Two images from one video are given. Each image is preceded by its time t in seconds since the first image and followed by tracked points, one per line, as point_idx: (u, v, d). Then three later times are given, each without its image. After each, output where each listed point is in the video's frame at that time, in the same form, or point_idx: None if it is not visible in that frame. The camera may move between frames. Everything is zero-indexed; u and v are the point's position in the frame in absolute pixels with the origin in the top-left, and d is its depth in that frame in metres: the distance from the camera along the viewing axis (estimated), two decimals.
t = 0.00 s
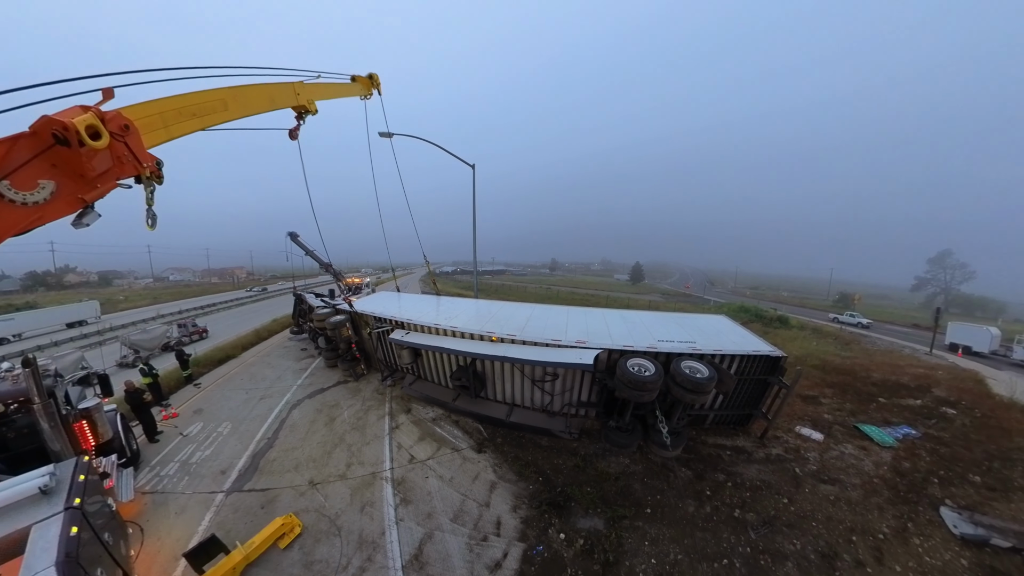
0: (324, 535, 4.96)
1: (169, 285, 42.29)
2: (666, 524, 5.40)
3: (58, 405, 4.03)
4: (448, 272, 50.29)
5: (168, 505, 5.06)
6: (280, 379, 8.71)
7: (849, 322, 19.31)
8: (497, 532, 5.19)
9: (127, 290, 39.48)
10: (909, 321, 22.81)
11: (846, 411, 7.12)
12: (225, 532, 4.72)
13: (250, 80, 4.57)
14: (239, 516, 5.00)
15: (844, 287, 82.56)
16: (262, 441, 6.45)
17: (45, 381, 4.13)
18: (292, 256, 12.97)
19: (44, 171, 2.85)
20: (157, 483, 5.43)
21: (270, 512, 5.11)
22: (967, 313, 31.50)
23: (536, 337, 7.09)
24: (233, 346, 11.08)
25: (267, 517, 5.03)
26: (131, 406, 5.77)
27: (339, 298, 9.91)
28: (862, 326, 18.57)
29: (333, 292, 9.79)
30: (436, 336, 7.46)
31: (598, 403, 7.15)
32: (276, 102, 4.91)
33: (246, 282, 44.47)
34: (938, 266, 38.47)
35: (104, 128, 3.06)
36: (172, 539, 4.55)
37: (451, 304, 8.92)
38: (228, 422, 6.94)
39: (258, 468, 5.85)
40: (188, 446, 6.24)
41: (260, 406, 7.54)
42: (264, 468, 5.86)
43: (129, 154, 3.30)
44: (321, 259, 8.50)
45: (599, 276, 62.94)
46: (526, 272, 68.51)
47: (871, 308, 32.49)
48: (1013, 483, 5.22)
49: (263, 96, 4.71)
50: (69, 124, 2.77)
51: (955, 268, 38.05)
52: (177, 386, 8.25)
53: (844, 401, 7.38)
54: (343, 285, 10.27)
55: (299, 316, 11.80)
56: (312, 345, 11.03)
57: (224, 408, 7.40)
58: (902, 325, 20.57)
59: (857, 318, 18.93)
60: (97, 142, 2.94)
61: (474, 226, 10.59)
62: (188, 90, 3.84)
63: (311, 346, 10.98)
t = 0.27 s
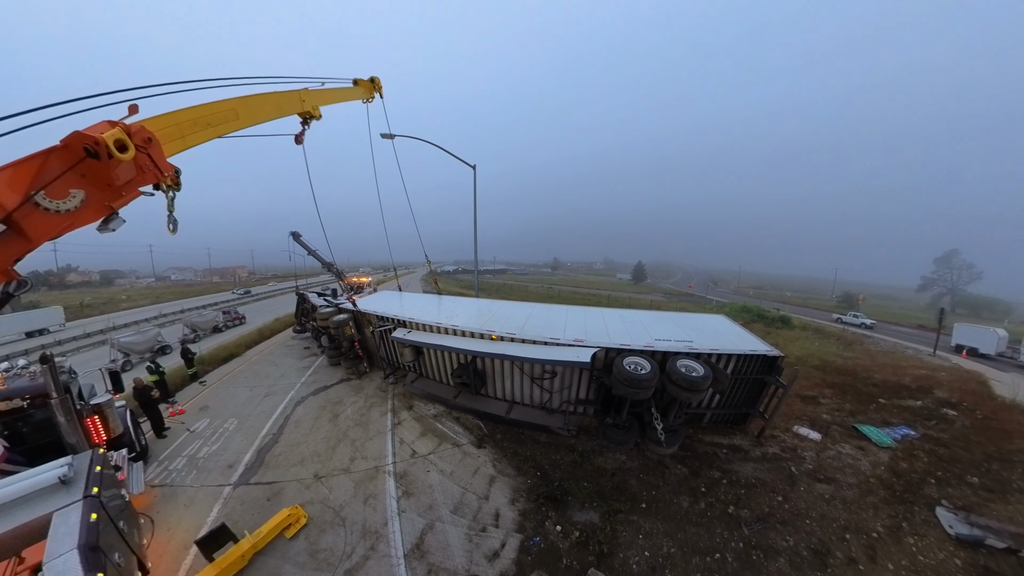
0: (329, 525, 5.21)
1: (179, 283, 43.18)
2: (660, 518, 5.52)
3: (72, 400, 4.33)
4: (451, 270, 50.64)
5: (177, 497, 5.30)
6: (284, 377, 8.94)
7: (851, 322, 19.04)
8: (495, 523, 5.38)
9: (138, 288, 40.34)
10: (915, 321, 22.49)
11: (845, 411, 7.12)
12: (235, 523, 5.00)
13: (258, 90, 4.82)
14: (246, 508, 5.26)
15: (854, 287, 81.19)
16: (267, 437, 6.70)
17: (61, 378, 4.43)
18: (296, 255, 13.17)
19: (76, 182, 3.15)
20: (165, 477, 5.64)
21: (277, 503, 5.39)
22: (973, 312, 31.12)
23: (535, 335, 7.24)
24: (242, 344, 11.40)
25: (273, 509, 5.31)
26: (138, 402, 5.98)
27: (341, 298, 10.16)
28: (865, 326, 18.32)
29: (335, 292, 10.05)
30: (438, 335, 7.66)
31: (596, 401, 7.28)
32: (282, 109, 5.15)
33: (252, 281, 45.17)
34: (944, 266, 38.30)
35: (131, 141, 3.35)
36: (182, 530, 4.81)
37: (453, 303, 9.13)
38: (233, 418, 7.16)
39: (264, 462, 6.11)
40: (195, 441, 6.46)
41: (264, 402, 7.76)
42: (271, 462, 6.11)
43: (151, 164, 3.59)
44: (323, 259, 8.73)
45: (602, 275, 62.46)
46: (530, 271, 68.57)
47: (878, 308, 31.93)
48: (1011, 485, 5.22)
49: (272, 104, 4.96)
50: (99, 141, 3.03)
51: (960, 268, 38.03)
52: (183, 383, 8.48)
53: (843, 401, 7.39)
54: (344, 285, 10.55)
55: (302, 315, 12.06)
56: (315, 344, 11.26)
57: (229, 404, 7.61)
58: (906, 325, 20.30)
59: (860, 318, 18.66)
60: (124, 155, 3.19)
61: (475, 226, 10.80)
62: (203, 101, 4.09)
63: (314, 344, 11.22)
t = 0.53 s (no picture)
0: (330, 517, 5.39)
1: (188, 281, 44.02)
2: (654, 514, 5.57)
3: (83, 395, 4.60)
4: (455, 269, 50.86)
5: (184, 490, 5.52)
6: (287, 375, 9.16)
7: (856, 323, 18.68)
8: (492, 516, 5.50)
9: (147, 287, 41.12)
10: (922, 322, 22.07)
11: (845, 412, 7.08)
12: (240, 514, 5.21)
13: (263, 97, 4.98)
14: (251, 500, 5.47)
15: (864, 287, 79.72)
16: (271, 432, 6.91)
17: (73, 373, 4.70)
18: (296, 254, 13.32)
19: (98, 190, 3.45)
20: (173, 470, 5.87)
21: (280, 496, 5.58)
22: (979, 313, 30.55)
23: (533, 333, 7.34)
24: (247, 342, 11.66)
25: (277, 501, 5.51)
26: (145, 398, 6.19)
27: (343, 296, 10.36)
28: (869, 326, 18.01)
29: (337, 291, 10.25)
30: (438, 333, 7.81)
31: (593, 399, 7.37)
32: (286, 115, 5.31)
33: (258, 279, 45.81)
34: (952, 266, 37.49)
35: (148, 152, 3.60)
36: (189, 520, 5.03)
37: (453, 302, 9.27)
38: (238, 414, 7.39)
39: (268, 457, 6.32)
40: (201, 437, 6.68)
41: (268, 399, 7.98)
42: (274, 457, 6.32)
43: (165, 171, 3.85)
44: (325, 259, 8.91)
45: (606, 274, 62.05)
46: (533, 270, 68.49)
47: (887, 309, 31.29)
48: (1011, 487, 5.16)
49: (276, 111, 5.12)
50: (119, 153, 3.32)
51: (967, 268, 37.01)
52: (188, 381, 8.69)
53: (843, 402, 7.34)
54: (347, 284, 10.74)
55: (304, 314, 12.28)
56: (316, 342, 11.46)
57: (233, 402, 7.82)
58: (912, 326, 19.89)
59: (864, 319, 18.33)
60: (143, 165, 3.44)
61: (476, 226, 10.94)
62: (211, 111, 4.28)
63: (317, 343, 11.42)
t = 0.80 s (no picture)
0: (326, 512, 5.48)
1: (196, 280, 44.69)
2: (648, 516, 5.54)
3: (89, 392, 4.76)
4: (457, 267, 51.03)
5: (184, 485, 5.66)
6: (287, 373, 9.30)
7: (859, 323, 18.25)
8: (485, 514, 5.53)
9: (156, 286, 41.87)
10: (929, 322, 21.54)
11: (846, 415, 6.95)
12: (238, 508, 5.32)
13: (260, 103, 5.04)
14: (250, 495, 5.59)
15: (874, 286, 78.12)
16: (271, 429, 7.05)
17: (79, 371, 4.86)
18: (296, 253, 13.39)
19: (105, 198, 3.56)
20: (174, 466, 6.01)
21: (278, 492, 5.69)
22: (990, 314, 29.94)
23: (529, 333, 7.35)
24: (249, 342, 11.84)
25: (275, 496, 5.62)
26: (147, 395, 6.34)
27: (343, 296, 10.48)
28: (874, 327, 17.60)
29: (337, 291, 10.37)
30: (436, 332, 7.87)
31: (589, 398, 7.36)
32: (283, 119, 5.37)
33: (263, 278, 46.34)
34: (958, 267, 36.40)
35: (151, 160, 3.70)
36: (189, 515, 5.17)
37: (452, 301, 9.33)
38: (238, 412, 7.54)
39: (267, 453, 6.44)
40: (202, 434, 6.82)
41: (268, 397, 8.13)
42: (273, 454, 6.44)
43: (167, 178, 3.95)
44: (325, 259, 9.02)
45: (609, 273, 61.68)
46: (536, 269, 68.37)
47: (895, 309, 30.58)
48: (1016, 494, 5.02)
49: (273, 116, 5.18)
50: (125, 162, 3.41)
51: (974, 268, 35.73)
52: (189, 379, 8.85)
53: (845, 404, 7.20)
54: (347, 283, 10.86)
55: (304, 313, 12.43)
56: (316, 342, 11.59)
57: (233, 400, 7.97)
58: (916, 327, 19.45)
59: (869, 319, 17.92)
60: (146, 172, 3.56)
61: (475, 225, 10.99)
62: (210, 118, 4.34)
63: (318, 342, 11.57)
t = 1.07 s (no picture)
0: (317, 507, 5.52)
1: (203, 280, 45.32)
2: (639, 519, 5.43)
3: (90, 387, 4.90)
4: (461, 267, 51.19)
5: (180, 479, 5.77)
6: (285, 371, 9.41)
7: (864, 323, 17.66)
8: (474, 513, 5.50)
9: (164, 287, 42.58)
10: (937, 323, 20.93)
11: (849, 417, 6.73)
12: (232, 502, 5.40)
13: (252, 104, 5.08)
14: (244, 489, 5.66)
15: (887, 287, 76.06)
16: (267, 426, 7.14)
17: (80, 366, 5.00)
18: (294, 252, 13.46)
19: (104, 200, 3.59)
20: (171, 461, 6.13)
21: (271, 486, 5.75)
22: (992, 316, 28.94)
23: (522, 332, 7.31)
24: (249, 341, 12.01)
25: (268, 491, 5.68)
26: (147, 391, 6.49)
27: (341, 294, 10.57)
28: (879, 327, 17.00)
29: (335, 289, 10.47)
30: (430, 330, 7.89)
31: (583, 398, 7.29)
32: (276, 120, 5.42)
33: (268, 278, 46.84)
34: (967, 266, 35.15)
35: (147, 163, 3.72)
36: (183, 508, 5.26)
37: (448, 299, 9.34)
38: (236, 409, 7.66)
39: (262, 449, 6.53)
40: (199, 430, 6.94)
41: (266, 394, 8.24)
42: (268, 450, 6.52)
43: (163, 179, 3.95)
44: (323, 257, 9.11)
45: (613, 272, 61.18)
46: (539, 269, 68.06)
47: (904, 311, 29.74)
48: None
49: (266, 117, 5.23)
50: (121, 165, 3.43)
51: (981, 268, 34.46)
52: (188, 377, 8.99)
53: (848, 406, 6.98)
54: (345, 282, 10.95)
55: (303, 313, 12.56)
56: (315, 340, 11.71)
57: (231, 397, 8.09)
58: (922, 327, 18.85)
59: (873, 319, 17.33)
60: (142, 175, 3.57)
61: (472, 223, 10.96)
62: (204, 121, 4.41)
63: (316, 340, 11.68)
